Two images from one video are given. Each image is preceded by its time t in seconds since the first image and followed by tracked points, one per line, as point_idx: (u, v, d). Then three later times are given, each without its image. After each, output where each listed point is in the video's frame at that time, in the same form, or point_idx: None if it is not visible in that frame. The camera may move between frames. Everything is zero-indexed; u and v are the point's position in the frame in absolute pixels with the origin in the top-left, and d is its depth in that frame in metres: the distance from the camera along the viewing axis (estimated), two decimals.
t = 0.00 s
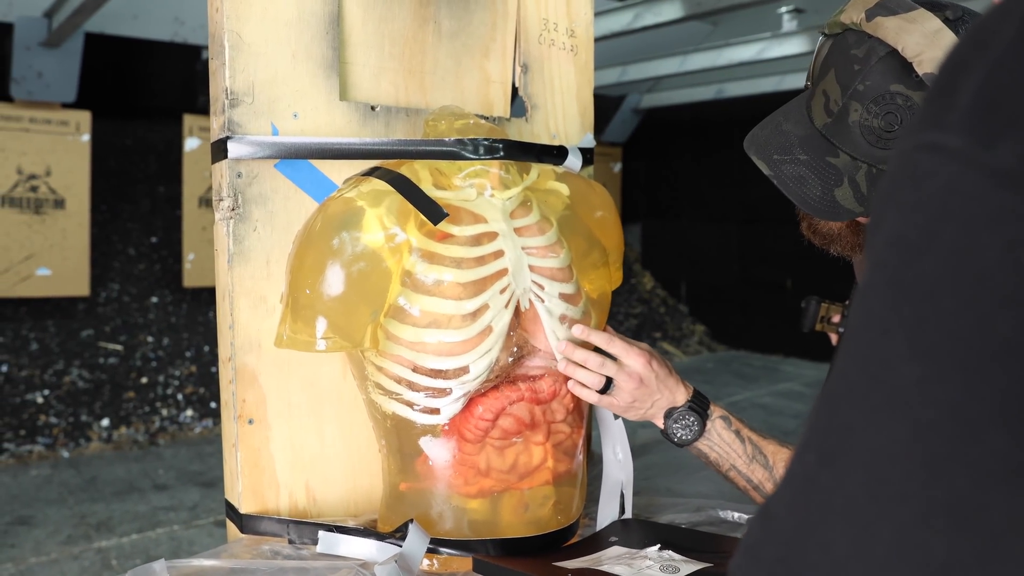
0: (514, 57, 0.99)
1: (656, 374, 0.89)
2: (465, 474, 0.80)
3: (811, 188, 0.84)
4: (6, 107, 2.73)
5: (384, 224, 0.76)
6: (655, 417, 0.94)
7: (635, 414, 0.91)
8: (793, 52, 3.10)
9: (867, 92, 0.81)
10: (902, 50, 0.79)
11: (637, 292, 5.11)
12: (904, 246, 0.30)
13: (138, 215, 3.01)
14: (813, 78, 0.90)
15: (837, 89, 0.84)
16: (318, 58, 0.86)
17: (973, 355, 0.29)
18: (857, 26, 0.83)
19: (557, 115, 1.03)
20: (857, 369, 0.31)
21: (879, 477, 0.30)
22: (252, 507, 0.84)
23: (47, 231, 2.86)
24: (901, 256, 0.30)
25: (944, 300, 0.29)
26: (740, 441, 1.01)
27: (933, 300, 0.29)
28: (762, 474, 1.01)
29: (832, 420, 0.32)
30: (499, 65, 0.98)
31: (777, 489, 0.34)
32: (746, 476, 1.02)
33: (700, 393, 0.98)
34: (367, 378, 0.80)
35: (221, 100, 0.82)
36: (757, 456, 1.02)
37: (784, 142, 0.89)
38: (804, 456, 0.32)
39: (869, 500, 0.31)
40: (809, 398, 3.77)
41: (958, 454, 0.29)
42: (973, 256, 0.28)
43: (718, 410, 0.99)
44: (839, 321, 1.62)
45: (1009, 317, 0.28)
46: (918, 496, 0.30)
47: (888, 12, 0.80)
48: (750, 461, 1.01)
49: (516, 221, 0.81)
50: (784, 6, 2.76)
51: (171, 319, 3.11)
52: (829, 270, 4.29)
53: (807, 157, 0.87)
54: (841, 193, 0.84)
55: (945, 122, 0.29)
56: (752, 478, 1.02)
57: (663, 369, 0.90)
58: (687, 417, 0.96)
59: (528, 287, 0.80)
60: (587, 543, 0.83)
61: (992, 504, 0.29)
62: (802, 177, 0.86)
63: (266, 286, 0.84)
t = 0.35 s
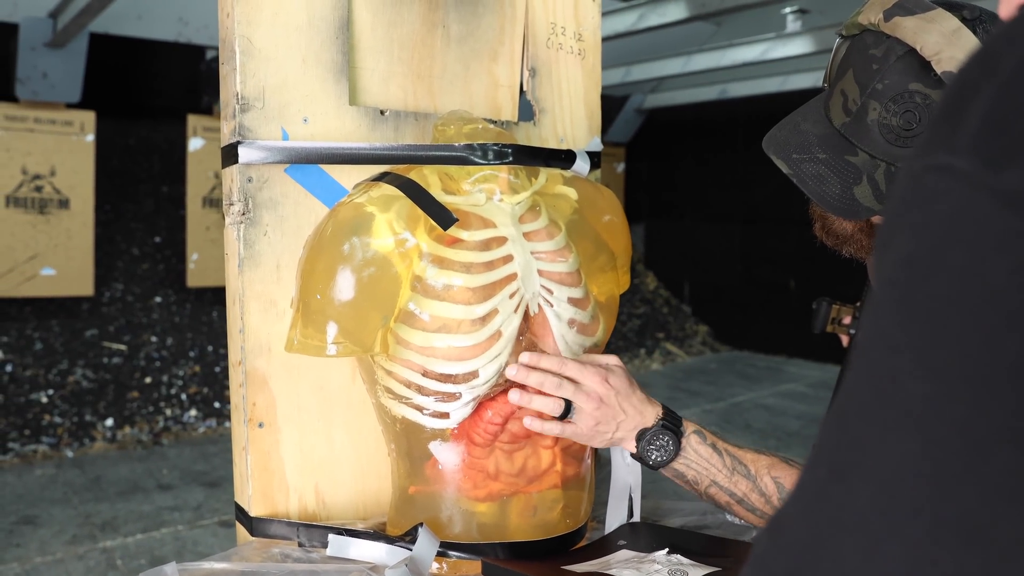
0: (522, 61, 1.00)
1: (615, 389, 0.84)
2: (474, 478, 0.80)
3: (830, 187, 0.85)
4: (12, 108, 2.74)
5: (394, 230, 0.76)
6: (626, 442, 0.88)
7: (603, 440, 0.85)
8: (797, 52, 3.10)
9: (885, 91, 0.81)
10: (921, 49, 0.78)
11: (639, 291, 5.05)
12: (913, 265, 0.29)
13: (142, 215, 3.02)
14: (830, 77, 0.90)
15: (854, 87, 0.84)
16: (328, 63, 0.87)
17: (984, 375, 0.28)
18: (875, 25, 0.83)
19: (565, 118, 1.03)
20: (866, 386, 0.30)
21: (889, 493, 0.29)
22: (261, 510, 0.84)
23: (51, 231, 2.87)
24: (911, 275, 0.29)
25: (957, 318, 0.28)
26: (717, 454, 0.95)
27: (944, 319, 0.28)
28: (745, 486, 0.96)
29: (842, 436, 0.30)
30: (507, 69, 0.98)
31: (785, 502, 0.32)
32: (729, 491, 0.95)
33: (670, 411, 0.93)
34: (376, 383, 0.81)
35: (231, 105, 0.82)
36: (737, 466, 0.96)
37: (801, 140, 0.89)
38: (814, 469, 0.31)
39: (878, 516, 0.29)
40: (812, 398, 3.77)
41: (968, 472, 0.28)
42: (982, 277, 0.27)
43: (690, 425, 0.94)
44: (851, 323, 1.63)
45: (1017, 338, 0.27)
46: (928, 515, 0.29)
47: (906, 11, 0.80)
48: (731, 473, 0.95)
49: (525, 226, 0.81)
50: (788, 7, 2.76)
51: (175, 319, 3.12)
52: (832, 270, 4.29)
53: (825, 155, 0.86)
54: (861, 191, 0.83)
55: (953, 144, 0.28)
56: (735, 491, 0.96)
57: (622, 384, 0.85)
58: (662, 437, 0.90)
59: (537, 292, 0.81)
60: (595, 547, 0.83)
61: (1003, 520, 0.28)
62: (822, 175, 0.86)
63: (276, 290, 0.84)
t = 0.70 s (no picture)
0: (529, 61, 0.99)
1: (667, 377, 0.90)
2: (481, 480, 0.80)
3: (838, 174, 0.85)
4: (13, 107, 2.74)
5: (401, 231, 0.76)
6: (676, 427, 0.94)
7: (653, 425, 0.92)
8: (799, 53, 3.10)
9: (891, 79, 0.81)
10: (927, 37, 0.79)
11: (641, 292, 5.04)
12: (941, 273, 0.28)
13: (143, 215, 3.01)
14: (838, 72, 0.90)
15: (860, 77, 0.84)
16: (334, 63, 0.86)
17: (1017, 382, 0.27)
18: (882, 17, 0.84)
19: (571, 119, 1.03)
20: (892, 391, 0.29)
21: (916, 501, 0.28)
22: (267, 512, 0.84)
23: (52, 231, 2.86)
24: (939, 282, 0.28)
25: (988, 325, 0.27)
26: (762, 446, 1.00)
27: (973, 327, 0.27)
28: (786, 479, 1.01)
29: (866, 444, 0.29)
30: (514, 69, 0.98)
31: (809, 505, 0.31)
32: (769, 481, 1.01)
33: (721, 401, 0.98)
34: (384, 385, 0.80)
35: (237, 105, 0.82)
36: (781, 459, 1.01)
37: (808, 131, 0.89)
38: (837, 476, 0.29)
39: (907, 526, 0.28)
40: (814, 399, 3.76)
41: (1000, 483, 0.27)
42: (1012, 283, 0.27)
43: (739, 417, 0.99)
44: (857, 326, 1.64)
45: None
46: (959, 526, 0.27)
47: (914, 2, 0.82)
48: (773, 465, 1.01)
49: (533, 227, 0.81)
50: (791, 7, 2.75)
51: (176, 318, 3.11)
52: (834, 271, 4.28)
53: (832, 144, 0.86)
54: (869, 180, 0.83)
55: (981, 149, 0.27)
56: (776, 483, 1.01)
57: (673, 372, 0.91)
58: (708, 425, 0.96)
59: (544, 294, 0.80)
60: (603, 550, 0.82)
61: None
62: (829, 164, 0.86)
63: (282, 291, 0.84)
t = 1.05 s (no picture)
0: (534, 60, 0.99)
1: (678, 376, 0.89)
2: (487, 479, 0.79)
3: (870, 147, 0.89)
4: (14, 107, 2.73)
5: (407, 229, 0.75)
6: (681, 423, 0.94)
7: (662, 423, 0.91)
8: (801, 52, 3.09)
9: (892, 48, 0.88)
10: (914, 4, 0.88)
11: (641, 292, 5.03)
12: (976, 268, 0.29)
13: (144, 214, 3.01)
14: (831, 67, 0.98)
15: (861, 57, 0.92)
16: (340, 61, 0.86)
17: None
18: (862, 7, 0.93)
19: (577, 118, 1.02)
20: (927, 389, 0.30)
21: (952, 496, 0.29)
22: (272, 512, 0.84)
23: (53, 230, 2.86)
24: (974, 277, 0.29)
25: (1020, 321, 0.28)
26: (767, 438, 1.00)
27: (1006, 320, 0.28)
28: (793, 470, 1.01)
29: (899, 440, 0.30)
30: (519, 67, 0.98)
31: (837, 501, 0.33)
32: (776, 473, 1.01)
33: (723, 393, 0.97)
34: (390, 385, 0.80)
35: (243, 103, 0.82)
36: (786, 451, 1.01)
37: (829, 119, 0.94)
38: (868, 471, 0.31)
39: (941, 521, 0.30)
40: (815, 399, 3.76)
41: None
42: None
43: (742, 409, 0.98)
44: (860, 329, 1.63)
45: None
46: (994, 520, 0.29)
47: None
48: (779, 457, 1.00)
49: (539, 226, 0.80)
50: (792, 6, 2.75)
51: (177, 318, 3.11)
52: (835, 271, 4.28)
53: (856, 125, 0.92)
54: (901, 146, 0.89)
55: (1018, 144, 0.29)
56: (782, 474, 1.01)
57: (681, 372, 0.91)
58: (713, 418, 0.95)
59: (551, 293, 0.80)
60: (610, 550, 0.82)
61: None
62: (859, 141, 0.90)
63: (288, 290, 0.84)
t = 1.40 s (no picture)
0: (534, 55, 0.98)
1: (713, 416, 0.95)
2: (486, 479, 0.78)
3: (873, 108, 1.01)
4: (12, 105, 2.73)
5: (405, 225, 0.75)
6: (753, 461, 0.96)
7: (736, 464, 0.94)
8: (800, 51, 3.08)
9: (893, 15, 0.99)
10: None
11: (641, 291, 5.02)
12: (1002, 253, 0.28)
13: (143, 213, 3.00)
14: (837, 36, 1.09)
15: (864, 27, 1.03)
16: (337, 56, 0.85)
17: None
18: None
19: (577, 113, 1.01)
20: (950, 381, 0.29)
21: (979, 493, 0.28)
22: (268, 511, 0.83)
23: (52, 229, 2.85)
24: (1000, 263, 0.28)
25: None
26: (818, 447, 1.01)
27: None
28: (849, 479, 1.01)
29: (922, 434, 0.29)
30: (519, 62, 0.97)
31: (854, 501, 0.32)
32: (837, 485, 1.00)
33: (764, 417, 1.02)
34: (388, 383, 0.79)
35: (239, 97, 0.81)
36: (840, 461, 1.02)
37: (834, 84, 1.06)
38: (888, 468, 0.30)
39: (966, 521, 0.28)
40: (815, 398, 3.75)
41: None
42: None
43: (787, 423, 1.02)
44: (863, 330, 1.61)
45: None
46: None
47: None
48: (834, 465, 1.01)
49: (538, 222, 0.79)
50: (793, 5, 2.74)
51: (176, 317, 3.10)
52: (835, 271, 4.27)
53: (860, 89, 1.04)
54: (902, 105, 1.00)
55: None
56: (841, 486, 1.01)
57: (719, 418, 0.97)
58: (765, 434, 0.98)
59: (551, 290, 0.79)
60: (610, 550, 0.81)
61: None
62: (863, 102, 1.02)
63: (284, 287, 0.83)
